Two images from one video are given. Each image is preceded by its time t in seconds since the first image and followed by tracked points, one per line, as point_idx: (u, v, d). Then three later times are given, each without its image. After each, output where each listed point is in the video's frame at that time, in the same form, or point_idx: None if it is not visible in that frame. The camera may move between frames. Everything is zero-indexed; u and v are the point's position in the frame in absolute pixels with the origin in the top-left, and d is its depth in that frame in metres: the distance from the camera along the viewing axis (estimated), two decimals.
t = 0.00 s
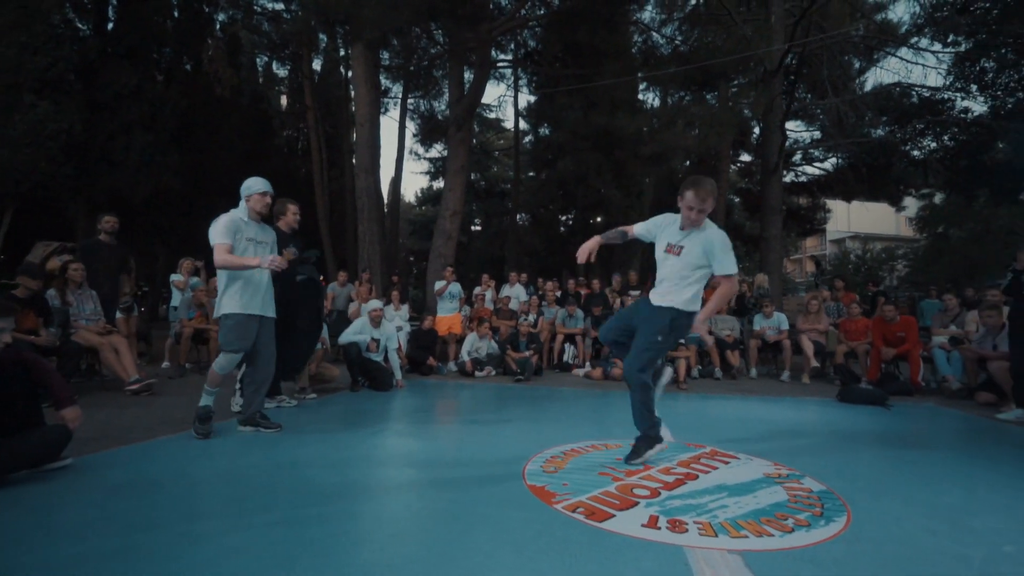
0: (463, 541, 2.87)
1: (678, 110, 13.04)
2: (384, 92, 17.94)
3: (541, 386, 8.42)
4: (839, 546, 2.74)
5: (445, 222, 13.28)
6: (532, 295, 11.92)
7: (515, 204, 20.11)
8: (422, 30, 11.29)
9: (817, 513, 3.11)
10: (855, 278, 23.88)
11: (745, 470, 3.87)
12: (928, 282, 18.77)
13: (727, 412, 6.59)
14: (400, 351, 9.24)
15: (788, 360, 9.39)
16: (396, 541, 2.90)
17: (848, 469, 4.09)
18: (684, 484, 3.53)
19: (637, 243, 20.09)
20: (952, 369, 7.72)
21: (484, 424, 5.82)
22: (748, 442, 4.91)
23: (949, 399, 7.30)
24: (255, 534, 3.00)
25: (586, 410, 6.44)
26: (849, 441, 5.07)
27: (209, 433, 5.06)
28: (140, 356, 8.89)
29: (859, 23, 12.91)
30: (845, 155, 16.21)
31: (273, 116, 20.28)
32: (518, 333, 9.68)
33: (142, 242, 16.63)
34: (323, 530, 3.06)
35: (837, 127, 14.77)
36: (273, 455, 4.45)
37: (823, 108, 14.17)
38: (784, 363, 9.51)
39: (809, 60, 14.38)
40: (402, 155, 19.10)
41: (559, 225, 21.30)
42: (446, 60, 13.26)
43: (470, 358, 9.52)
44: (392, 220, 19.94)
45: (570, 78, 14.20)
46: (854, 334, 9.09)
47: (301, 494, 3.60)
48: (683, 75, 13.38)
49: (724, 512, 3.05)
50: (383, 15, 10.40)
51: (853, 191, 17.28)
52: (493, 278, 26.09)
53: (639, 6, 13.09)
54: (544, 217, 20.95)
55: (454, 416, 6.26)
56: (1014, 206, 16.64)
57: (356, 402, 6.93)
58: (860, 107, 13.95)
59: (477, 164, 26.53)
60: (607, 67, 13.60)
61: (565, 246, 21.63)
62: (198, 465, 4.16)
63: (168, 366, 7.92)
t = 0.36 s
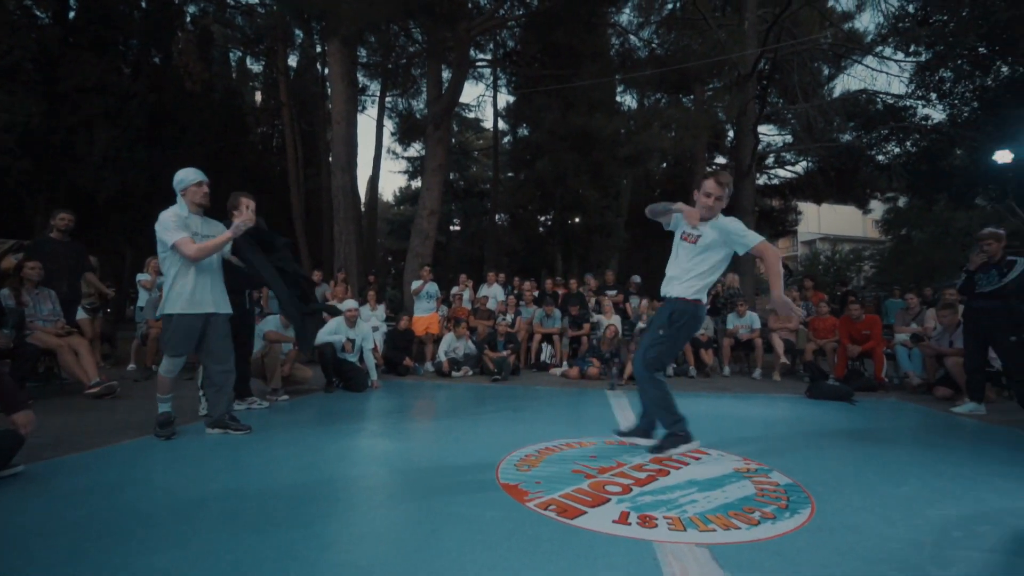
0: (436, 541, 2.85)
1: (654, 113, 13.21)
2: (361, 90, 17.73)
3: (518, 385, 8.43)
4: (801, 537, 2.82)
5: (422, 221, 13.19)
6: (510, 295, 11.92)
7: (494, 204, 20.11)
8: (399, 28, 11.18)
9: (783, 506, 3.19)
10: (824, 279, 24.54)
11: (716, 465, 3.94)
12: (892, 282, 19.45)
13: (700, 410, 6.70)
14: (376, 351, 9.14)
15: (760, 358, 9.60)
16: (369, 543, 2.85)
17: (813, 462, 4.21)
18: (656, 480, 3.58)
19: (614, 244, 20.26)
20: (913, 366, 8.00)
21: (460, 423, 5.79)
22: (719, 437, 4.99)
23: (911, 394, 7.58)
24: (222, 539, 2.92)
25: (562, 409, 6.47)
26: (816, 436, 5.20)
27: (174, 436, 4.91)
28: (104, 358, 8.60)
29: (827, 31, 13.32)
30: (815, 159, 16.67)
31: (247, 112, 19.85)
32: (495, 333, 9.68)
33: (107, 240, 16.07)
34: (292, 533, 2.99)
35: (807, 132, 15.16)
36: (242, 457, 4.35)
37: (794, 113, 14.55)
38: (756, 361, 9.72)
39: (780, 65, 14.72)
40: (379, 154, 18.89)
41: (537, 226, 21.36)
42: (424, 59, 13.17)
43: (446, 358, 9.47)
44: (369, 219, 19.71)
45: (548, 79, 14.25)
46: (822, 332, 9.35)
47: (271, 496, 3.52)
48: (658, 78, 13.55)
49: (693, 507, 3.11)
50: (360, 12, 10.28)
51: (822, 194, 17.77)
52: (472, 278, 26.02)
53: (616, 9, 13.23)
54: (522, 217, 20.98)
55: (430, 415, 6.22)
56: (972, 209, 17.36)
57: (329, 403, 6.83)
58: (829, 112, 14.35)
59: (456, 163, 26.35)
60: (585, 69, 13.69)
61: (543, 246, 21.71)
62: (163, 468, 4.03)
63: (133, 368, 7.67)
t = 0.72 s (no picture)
0: (375, 544, 2.84)
1: (604, 119, 13.55)
2: (311, 85, 17.22)
3: (468, 387, 8.42)
4: (719, 524, 3.00)
5: (373, 221, 12.97)
6: (462, 296, 11.92)
7: (449, 204, 20.00)
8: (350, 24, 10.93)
9: (707, 497, 3.38)
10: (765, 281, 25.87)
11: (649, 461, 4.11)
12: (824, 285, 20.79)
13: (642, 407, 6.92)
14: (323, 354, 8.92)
15: (701, 358, 10.02)
16: (307, 549, 2.80)
17: (740, 454, 4.46)
18: (591, 477, 3.70)
19: (567, 246, 20.56)
20: (836, 363, 8.60)
21: (406, 425, 5.74)
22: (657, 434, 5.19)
23: (834, 389, 8.14)
24: (148, 551, 2.79)
25: (509, 409, 6.54)
26: (746, 430, 5.49)
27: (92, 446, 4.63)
28: (20, 364, 7.98)
29: (767, 48, 14.09)
30: (756, 168, 17.58)
31: (188, 103, 18.87)
32: (446, 335, 9.67)
33: (26, 236, 14.88)
34: (225, 541, 2.90)
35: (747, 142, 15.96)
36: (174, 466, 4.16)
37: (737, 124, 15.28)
38: (698, 361, 10.15)
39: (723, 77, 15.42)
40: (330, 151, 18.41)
41: (491, 227, 21.41)
42: (377, 56, 12.94)
43: (396, 360, 9.36)
44: (320, 218, 19.16)
45: (504, 82, 14.32)
46: (757, 332, 9.88)
47: (205, 505, 3.40)
48: (609, 85, 13.89)
49: (623, 501, 3.24)
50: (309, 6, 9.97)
51: (761, 201, 18.75)
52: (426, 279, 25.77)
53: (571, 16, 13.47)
54: (477, 218, 20.94)
55: (376, 418, 6.15)
56: (893, 218, 18.79)
57: (270, 407, 6.61)
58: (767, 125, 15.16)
59: (411, 163, 25.91)
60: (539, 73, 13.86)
61: (498, 247, 21.79)
62: (81, 479, 3.81)
63: (52, 374, 7.16)
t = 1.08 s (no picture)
0: (292, 549, 2.76)
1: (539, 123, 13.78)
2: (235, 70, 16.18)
3: (398, 388, 8.28)
4: (631, 513, 3.17)
5: (301, 216, 12.43)
6: (395, 295, 11.68)
7: (385, 202, 19.51)
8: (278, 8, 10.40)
9: (622, 488, 3.55)
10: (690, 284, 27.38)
11: (571, 456, 4.26)
12: (740, 288, 22.39)
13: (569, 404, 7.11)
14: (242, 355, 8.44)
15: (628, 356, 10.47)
16: (217, 558, 2.67)
17: (655, 446, 4.71)
18: (514, 474, 3.78)
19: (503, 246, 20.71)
20: (747, 361, 9.29)
21: (330, 428, 5.55)
22: (580, 430, 5.36)
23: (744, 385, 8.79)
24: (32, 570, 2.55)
25: (439, 410, 6.50)
26: (663, 424, 5.81)
27: None
28: None
29: (691, 65, 14.86)
30: (682, 177, 18.59)
31: (90, 80, 17.11)
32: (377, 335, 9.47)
33: None
34: (124, 554, 2.70)
35: (674, 152, 16.85)
36: (67, 477, 3.80)
37: (665, 134, 16.05)
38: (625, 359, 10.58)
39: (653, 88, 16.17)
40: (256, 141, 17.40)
41: (427, 226, 21.14)
42: (309, 45, 12.40)
43: (323, 361, 9.03)
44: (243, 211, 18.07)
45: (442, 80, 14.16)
46: (679, 332, 10.46)
47: (103, 517, 3.15)
48: (545, 90, 14.16)
49: (543, 496, 3.35)
50: None
51: (686, 208, 19.86)
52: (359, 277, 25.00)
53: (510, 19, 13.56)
54: (413, 216, 20.59)
55: (299, 421, 5.90)
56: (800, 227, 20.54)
57: (180, 413, 6.17)
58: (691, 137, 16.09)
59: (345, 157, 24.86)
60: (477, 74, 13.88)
61: (434, 246, 21.56)
62: None
63: None
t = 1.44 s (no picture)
0: (224, 561, 2.63)
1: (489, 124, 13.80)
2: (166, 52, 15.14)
3: (341, 390, 8.05)
4: (572, 510, 3.25)
5: (239, 210, 11.84)
6: (339, 294, 11.36)
7: (330, 197, 18.91)
8: None
9: (563, 486, 3.65)
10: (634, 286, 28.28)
11: (516, 455, 4.31)
12: (680, 290, 23.42)
13: (514, 404, 7.15)
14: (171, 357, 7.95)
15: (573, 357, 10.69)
16: None
17: (597, 444, 4.83)
18: (458, 475, 3.79)
19: (452, 246, 20.59)
20: (685, 360, 9.73)
21: (267, 433, 5.32)
22: (525, 429, 5.42)
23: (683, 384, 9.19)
24: None
25: (382, 412, 6.37)
26: (605, 422, 5.97)
27: None
28: None
29: (638, 74, 15.57)
30: (627, 183, 19.24)
31: None
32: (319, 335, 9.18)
33: None
34: None
35: (620, 158, 17.35)
36: None
37: (611, 140, 16.48)
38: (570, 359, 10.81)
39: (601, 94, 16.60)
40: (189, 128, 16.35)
41: (374, 223, 20.64)
42: (249, 31, 11.82)
43: (260, 363, 8.64)
44: (173, 203, 16.94)
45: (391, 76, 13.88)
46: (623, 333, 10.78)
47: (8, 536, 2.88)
48: (495, 91, 14.21)
49: (486, 496, 3.38)
50: None
51: (631, 212, 20.51)
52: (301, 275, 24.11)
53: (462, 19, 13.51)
54: (359, 213, 20.04)
55: (234, 426, 5.62)
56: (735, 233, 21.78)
57: (98, 419, 5.73)
58: (636, 144, 16.62)
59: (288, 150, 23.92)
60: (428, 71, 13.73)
61: (381, 244, 21.10)
62: None
63: None
